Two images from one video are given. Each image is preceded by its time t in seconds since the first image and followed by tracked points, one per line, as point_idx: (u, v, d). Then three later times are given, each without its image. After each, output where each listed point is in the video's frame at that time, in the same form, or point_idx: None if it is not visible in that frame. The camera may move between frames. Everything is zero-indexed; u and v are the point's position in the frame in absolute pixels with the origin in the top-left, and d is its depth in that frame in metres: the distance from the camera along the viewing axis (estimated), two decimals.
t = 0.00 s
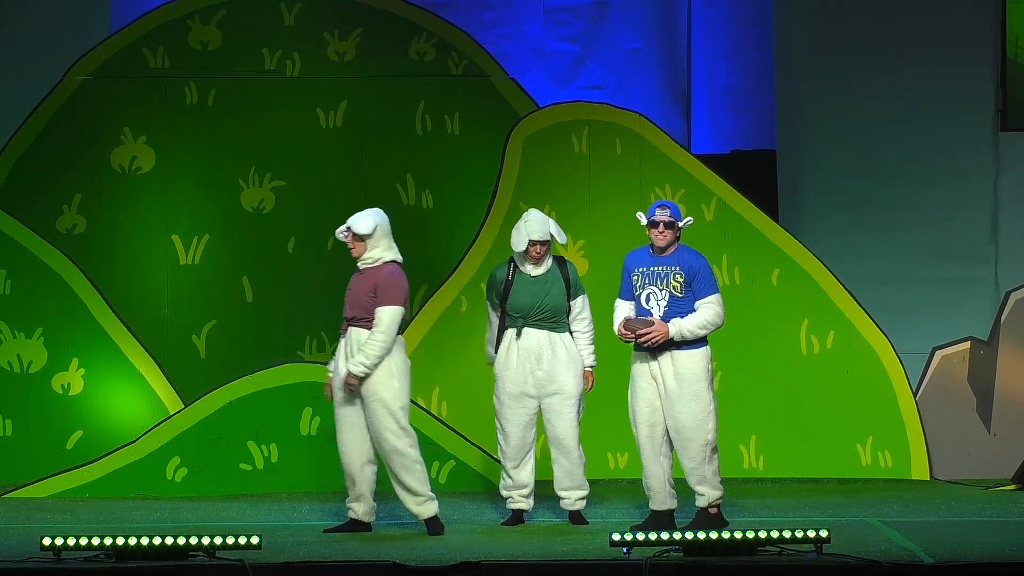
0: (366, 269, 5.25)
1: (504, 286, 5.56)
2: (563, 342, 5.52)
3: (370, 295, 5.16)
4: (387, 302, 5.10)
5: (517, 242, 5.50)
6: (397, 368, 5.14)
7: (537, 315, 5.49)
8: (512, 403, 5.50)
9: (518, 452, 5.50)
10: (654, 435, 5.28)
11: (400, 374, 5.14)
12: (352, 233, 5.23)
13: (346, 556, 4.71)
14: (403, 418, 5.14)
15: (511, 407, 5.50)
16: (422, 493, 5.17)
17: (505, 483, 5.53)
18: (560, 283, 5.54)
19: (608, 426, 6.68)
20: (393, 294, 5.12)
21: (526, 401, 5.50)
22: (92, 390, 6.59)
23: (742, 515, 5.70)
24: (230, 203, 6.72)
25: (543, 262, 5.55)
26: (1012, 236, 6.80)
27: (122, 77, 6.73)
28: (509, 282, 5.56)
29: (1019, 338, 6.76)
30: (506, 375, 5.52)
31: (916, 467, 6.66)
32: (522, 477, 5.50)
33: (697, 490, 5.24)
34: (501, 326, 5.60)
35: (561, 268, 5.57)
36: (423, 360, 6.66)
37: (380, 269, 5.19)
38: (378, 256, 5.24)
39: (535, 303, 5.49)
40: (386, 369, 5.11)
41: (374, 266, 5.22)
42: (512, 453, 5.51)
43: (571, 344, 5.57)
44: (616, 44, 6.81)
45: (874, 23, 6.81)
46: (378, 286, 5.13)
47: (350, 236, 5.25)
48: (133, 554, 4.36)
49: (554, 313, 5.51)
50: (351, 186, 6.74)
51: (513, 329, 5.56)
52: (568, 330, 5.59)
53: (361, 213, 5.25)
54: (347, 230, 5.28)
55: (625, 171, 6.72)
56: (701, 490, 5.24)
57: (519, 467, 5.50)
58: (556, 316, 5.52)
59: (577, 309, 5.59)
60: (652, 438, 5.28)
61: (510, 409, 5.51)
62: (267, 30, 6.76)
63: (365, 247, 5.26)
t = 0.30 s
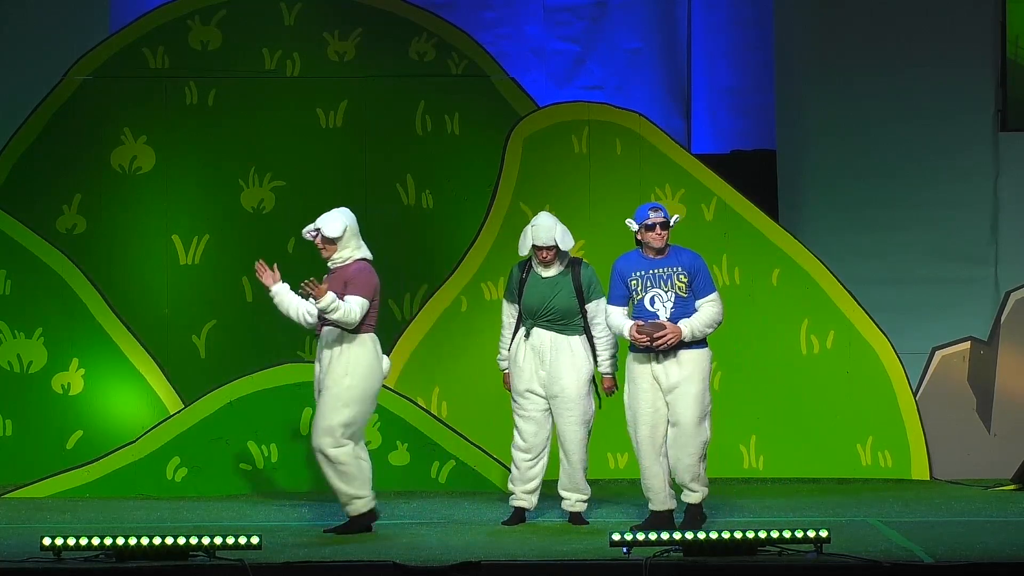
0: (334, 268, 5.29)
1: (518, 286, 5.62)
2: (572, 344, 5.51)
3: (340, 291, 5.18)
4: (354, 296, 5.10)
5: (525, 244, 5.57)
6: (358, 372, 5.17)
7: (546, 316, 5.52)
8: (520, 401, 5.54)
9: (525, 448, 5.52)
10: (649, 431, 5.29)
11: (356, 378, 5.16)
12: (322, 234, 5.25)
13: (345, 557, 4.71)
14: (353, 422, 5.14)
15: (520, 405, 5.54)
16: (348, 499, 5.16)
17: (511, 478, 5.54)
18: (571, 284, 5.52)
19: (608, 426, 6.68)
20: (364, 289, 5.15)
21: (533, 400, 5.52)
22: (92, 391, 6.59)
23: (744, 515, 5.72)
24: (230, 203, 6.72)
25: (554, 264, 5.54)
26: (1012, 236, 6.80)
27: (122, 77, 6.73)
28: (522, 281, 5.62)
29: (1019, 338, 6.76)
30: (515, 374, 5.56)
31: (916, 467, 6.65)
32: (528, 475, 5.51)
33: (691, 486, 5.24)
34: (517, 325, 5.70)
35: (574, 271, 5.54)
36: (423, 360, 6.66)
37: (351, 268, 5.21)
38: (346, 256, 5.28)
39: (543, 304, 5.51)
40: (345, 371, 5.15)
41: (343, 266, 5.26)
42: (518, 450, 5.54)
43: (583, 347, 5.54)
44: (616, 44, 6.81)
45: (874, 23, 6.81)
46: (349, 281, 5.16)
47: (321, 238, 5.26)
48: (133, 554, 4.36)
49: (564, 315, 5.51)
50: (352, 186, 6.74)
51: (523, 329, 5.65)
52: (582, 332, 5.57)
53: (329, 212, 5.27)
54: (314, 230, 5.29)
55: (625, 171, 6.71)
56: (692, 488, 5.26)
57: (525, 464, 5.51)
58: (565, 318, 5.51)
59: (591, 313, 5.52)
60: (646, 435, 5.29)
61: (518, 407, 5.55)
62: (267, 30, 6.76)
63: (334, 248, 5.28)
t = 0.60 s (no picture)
0: (306, 270, 5.23)
1: (515, 285, 5.59)
2: (571, 343, 5.52)
3: (313, 294, 5.13)
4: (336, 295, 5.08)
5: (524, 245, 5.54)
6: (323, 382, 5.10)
7: (545, 315, 5.51)
8: (519, 401, 5.53)
9: (523, 448, 5.52)
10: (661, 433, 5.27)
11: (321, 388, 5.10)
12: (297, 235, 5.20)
13: (345, 557, 4.71)
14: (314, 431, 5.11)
15: (519, 405, 5.53)
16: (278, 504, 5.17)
17: (505, 479, 5.55)
18: (570, 283, 5.54)
19: (608, 426, 6.68)
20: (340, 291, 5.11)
21: (533, 400, 5.52)
22: (92, 390, 6.59)
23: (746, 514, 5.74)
24: (230, 203, 6.72)
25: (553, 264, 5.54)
26: (1012, 236, 6.80)
27: (122, 77, 6.73)
28: (521, 280, 5.58)
29: (1019, 338, 6.76)
30: (513, 374, 5.55)
31: (916, 467, 6.65)
32: (523, 475, 5.52)
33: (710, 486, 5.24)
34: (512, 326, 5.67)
35: (571, 270, 5.56)
36: (423, 360, 6.66)
37: (327, 269, 5.17)
38: (319, 259, 5.24)
39: (542, 303, 5.51)
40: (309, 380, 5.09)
41: (316, 268, 5.20)
42: (518, 450, 5.53)
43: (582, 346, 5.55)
44: (616, 44, 6.82)
45: (874, 23, 6.81)
46: (325, 283, 5.12)
47: (296, 237, 5.20)
48: (133, 554, 4.36)
49: (564, 314, 5.51)
50: (351, 186, 6.74)
51: (519, 330, 5.62)
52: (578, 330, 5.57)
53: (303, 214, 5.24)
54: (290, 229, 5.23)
55: (624, 171, 6.72)
56: (708, 488, 5.26)
57: (521, 465, 5.52)
58: (563, 318, 5.52)
59: (587, 310, 5.51)
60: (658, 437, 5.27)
61: (517, 407, 5.55)
62: (267, 29, 6.76)
63: (308, 249, 5.24)
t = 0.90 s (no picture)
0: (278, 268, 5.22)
1: (506, 279, 5.64)
2: (552, 341, 5.49)
3: (280, 290, 5.12)
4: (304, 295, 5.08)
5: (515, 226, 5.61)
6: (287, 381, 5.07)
7: (528, 310, 5.52)
8: (501, 397, 5.54)
9: (507, 447, 5.52)
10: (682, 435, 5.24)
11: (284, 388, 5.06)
12: (277, 231, 5.21)
13: (345, 557, 4.72)
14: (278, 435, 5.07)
15: (501, 403, 5.54)
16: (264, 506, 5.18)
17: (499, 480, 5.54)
18: (558, 281, 5.52)
19: (608, 426, 6.68)
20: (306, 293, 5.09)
21: (515, 397, 5.53)
22: (92, 390, 6.59)
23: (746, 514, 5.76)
24: (230, 203, 6.72)
25: (543, 255, 5.57)
26: (1012, 236, 6.80)
27: (122, 77, 6.74)
28: (510, 275, 5.64)
29: (1020, 338, 6.76)
30: (496, 370, 5.58)
31: (916, 467, 6.65)
32: (511, 476, 5.50)
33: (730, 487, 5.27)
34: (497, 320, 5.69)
35: (562, 268, 5.54)
36: (423, 360, 6.66)
37: (301, 267, 5.18)
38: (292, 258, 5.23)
39: (527, 298, 5.52)
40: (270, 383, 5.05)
41: (288, 267, 5.20)
42: (502, 447, 5.53)
43: (565, 343, 5.52)
44: (616, 44, 6.81)
45: (874, 23, 6.81)
46: (296, 282, 5.12)
47: (274, 231, 5.21)
48: (133, 554, 4.36)
49: (546, 310, 5.50)
50: (351, 186, 6.74)
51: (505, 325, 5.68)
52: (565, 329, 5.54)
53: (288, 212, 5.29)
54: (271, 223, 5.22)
55: (624, 171, 6.71)
56: (727, 488, 5.28)
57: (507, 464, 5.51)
58: (547, 314, 5.51)
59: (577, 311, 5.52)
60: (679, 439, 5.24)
61: (500, 404, 5.55)
62: (267, 29, 6.76)
63: (285, 247, 5.23)
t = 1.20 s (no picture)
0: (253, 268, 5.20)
1: (517, 286, 5.58)
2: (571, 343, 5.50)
3: (261, 292, 5.12)
4: (281, 301, 5.08)
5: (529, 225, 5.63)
6: (282, 379, 5.08)
7: (546, 312, 5.51)
8: (518, 398, 5.52)
9: (519, 447, 5.51)
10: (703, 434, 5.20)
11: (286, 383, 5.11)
12: (252, 232, 5.18)
13: (345, 557, 4.72)
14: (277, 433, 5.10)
15: (518, 404, 5.52)
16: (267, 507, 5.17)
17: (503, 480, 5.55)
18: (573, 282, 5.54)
19: (608, 426, 6.68)
20: (287, 295, 5.11)
21: (533, 399, 5.51)
22: (92, 390, 6.59)
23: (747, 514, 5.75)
24: (230, 202, 6.71)
25: (556, 253, 5.59)
26: (1012, 236, 6.80)
27: (122, 77, 6.74)
28: (522, 279, 5.59)
29: (1020, 337, 6.76)
30: (513, 371, 5.55)
31: (916, 467, 6.65)
32: (521, 477, 5.52)
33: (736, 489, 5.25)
34: (512, 327, 5.63)
35: (575, 270, 5.58)
36: (424, 360, 6.66)
37: (277, 269, 5.16)
38: (268, 258, 5.20)
39: (546, 299, 5.51)
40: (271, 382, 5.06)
41: (263, 266, 5.18)
42: (514, 449, 5.51)
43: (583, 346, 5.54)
44: (616, 44, 6.82)
45: (874, 23, 6.81)
46: (276, 284, 5.12)
47: (250, 231, 5.18)
48: (133, 554, 4.35)
49: (564, 311, 5.51)
50: (351, 186, 6.74)
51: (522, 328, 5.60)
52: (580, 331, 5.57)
53: (259, 212, 5.27)
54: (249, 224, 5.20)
55: (625, 171, 6.71)
56: (734, 491, 5.27)
57: (518, 465, 5.51)
58: (566, 315, 5.52)
59: (589, 311, 5.51)
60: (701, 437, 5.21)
61: (516, 405, 5.53)
62: (267, 29, 6.76)
63: (260, 248, 5.20)
